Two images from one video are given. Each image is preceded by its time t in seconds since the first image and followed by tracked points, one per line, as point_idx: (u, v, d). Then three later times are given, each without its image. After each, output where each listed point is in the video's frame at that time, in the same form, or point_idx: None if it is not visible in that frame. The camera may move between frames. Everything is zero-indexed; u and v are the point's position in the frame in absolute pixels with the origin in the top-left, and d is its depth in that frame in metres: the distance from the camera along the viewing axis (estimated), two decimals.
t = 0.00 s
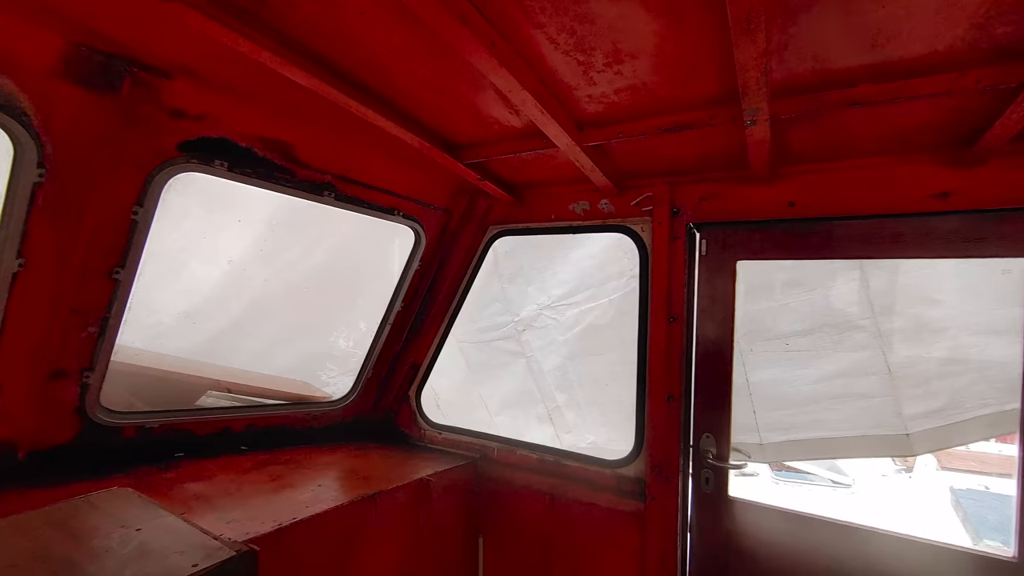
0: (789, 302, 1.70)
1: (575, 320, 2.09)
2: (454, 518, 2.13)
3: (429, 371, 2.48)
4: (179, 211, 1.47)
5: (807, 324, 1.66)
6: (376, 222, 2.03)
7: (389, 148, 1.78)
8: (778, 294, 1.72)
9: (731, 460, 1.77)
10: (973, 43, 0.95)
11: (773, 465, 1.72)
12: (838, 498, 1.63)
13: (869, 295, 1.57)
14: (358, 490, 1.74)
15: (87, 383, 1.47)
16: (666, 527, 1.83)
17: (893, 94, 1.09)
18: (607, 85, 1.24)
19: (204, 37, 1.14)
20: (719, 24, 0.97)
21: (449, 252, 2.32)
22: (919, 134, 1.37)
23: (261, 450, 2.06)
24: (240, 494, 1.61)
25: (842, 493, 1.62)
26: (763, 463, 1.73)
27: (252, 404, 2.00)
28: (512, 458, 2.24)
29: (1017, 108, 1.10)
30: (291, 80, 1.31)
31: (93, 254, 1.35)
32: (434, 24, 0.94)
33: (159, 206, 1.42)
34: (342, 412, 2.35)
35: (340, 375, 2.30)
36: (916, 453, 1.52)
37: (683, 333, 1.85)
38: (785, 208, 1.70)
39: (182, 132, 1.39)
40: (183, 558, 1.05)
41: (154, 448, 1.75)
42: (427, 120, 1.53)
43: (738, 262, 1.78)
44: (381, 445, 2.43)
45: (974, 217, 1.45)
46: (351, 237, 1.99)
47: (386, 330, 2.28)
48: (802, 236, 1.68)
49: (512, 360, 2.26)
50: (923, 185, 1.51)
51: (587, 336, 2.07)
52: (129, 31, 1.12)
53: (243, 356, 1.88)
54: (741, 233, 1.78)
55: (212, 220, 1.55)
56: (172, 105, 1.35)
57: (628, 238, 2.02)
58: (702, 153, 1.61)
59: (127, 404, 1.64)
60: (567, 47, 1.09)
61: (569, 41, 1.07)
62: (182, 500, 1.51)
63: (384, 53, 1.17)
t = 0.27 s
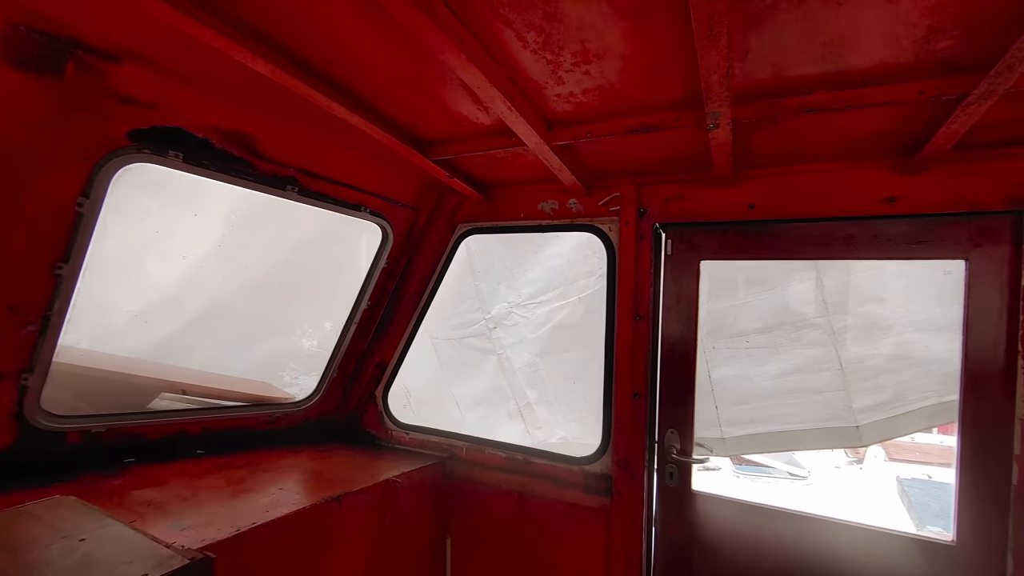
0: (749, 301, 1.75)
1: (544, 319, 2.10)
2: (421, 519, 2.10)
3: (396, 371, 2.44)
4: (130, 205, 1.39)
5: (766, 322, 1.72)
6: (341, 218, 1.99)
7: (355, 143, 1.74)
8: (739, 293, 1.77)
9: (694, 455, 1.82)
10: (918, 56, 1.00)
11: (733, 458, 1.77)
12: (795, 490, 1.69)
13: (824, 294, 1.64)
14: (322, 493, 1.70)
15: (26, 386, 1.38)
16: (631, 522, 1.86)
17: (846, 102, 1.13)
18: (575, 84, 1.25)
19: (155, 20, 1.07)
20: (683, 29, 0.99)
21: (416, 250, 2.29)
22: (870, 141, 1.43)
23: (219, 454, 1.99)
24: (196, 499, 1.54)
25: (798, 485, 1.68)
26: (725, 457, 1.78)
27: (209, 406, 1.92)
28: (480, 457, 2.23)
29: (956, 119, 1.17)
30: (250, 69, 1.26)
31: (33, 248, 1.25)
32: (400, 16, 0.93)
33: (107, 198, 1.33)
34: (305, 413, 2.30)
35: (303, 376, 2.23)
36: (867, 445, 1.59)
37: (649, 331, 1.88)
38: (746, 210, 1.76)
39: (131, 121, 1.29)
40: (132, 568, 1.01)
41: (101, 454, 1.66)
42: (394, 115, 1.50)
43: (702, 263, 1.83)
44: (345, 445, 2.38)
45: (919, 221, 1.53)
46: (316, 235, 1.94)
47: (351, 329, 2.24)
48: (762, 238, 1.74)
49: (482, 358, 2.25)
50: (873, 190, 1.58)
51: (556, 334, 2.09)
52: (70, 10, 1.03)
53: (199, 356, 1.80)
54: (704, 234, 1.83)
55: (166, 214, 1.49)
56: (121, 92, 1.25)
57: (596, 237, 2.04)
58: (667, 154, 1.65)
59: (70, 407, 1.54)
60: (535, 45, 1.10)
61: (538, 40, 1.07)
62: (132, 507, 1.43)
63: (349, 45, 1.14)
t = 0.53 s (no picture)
0: (713, 299, 1.79)
1: (514, 317, 2.10)
2: (388, 521, 2.06)
3: (362, 370, 2.39)
4: (72, 196, 1.30)
5: (730, 320, 1.77)
6: (305, 213, 1.92)
7: (319, 136, 1.69)
8: (704, 291, 1.81)
9: (660, 450, 1.85)
10: (871, 64, 1.05)
11: (697, 453, 1.81)
12: (755, 483, 1.74)
13: (783, 293, 1.70)
14: (283, 497, 1.65)
15: None
16: (598, 518, 1.88)
17: (805, 106, 1.17)
18: (545, 81, 1.25)
19: None
20: (651, 29, 1.00)
21: (384, 246, 2.24)
22: (826, 146, 1.49)
23: (171, 459, 1.90)
24: (145, 507, 1.46)
25: (759, 479, 1.74)
26: (690, 452, 1.82)
27: (162, 409, 1.83)
28: (449, 457, 2.20)
29: (906, 127, 1.23)
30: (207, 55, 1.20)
31: None
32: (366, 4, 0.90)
33: (48, 188, 1.24)
34: (265, 415, 2.24)
35: (263, 376, 2.16)
36: (822, 437, 1.66)
37: (617, 329, 1.90)
38: (710, 211, 1.80)
39: (73, 105, 1.20)
40: None
41: (40, 462, 1.56)
42: (360, 108, 1.46)
43: (668, 262, 1.87)
44: (308, 448, 2.31)
45: (871, 223, 1.60)
46: (279, 230, 1.87)
47: (315, 328, 2.18)
48: (725, 238, 1.78)
49: (452, 356, 2.22)
50: (829, 193, 1.64)
51: (526, 333, 2.08)
52: None
53: (151, 357, 1.70)
54: (670, 233, 1.86)
55: (112, 206, 1.39)
56: (62, 74, 1.16)
57: (565, 236, 2.05)
58: (634, 154, 1.67)
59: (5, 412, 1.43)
60: (505, 40, 1.09)
61: (508, 35, 1.06)
62: (75, 517, 1.35)
63: (312, 32, 1.10)
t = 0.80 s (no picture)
0: (678, 298, 1.82)
1: (482, 316, 2.08)
2: (351, 525, 2.01)
3: (325, 371, 2.31)
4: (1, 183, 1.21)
5: (693, 318, 1.80)
6: (264, 209, 1.85)
7: (279, 128, 1.62)
8: (669, 290, 1.84)
9: (626, 447, 1.86)
10: (828, 71, 1.08)
11: (662, 450, 1.84)
12: (717, 478, 1.79)
13: (744, 292, 1.74)
14: (238, 504, 1.58)
15: None
16: (565, 517, 1.88)
17: (766, 110, 1.20)
18: (513, 78, 1.23)
19: None
20: (617, 28, 1.00)
21: (348, 243, 2.18)
22: (786, 149, 1.54)
23: (116, 466, 1.79)
24: (85, 518, 1.37)
25: (720, 473, 1.78)
26: (654, 449, 1.85)
27: (106, 413, 1.74)
28: (415, 459, 2.16)
29: (858, 133, 1.28)
30: (155, 37, 1.13)
31: None
32: None
33: None
34: (220, 419, 2.15)
35: (218, 378, 2.07)
36: (780, 432, 1.71)
37: (584, 328, 1.91)
38: (675, 211, 1.83)
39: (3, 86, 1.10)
40: None
41: None
42: (323, 99, 1.41)
43: (635, 261, 1.89)
44: (267, 452, 2.23)
45: (827, 225, 1.66)
46: (236, 225, 1.79)
47: (275, 327, 2.11)
48: (690, 238, 1.81)
49: (418, 356, 2.18)
50: (788, 196, 1.70)
51: (494, 332, 2.07)
52: None
53: (94, 359, 1.60)
54: (636, 233, 1.88)
55: (49, 197, 1.29)
56: None
57: (533, 234, 2.05)
58: (602, 154, 1.68)
59: None
60: (472, 34, 1.07)
61: (475, 28, 1.05)
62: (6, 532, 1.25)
63: (271, 17, 1.05)
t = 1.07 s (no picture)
0: (644, 296, 1.84)
1: (449, 314, 2.05)
2: (313, 531, 1.94)
3: (285, 371, 2.23)
4: None
5: (659, 316, 1.83)
6: (219, 202, 1.77)
7: (235, 117, 1.55)
8: (636, 289, 1.85)
9: (592, 445, 1.87)
10: (788, 75, 1.10)
11: (628, 447, 1.86)
12: (681, 473, 1.82)
13: (708, 291, 1.78)
14: (189, 513, 1.50)
15: None
16: (532, 516, 1.87)
17: (730, 112, 1.22)
18: (481, 71, 1.21)
19: None
20: (586, 24, 0.99)
21: (310, 239, 2.11)
22: (748, 151, 1.57)
23: (54, 475, 1.67)
24: (17, 533, 1.27)
25: (684, 469, 1.81)
26: (621, 446, 1.86)
27: (43, 418, 1.62)
28: (379, 461, 2.11)
29: (816, 138, 1.32)
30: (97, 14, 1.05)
31: None
32: None
33: None
34: (171, 423, 2.05)
35: (168, 380, 1.97)
36: (740, 427, 1.76)
37: (552, 326, 1.91)
38: (642, 211, 1.85)
39: None
40: None
41: None
42: (283, 87, 1.35)
43: (602, 260, 1.90)
44: (222, 457, 2.13)
45: (786, 226, 1.71)
46: (189, 219, 1.69)
47: (232, 326, 2.01)
48: (656, 237, 1.84)
49: (383, 355, 2.13)
50: (750, 197, 1.74)
51: (461, 330, 2.04)
52: None
53: (29, 361, 1.47)
54: (604, 232, 1.89)
55: None
56: None
57: (502, 232, 2.03)
58: (571, 152, 1.68)
59: None
60: (439, 24, 1.04)
61: (442, 18, 1.02)
62: None
63: None
